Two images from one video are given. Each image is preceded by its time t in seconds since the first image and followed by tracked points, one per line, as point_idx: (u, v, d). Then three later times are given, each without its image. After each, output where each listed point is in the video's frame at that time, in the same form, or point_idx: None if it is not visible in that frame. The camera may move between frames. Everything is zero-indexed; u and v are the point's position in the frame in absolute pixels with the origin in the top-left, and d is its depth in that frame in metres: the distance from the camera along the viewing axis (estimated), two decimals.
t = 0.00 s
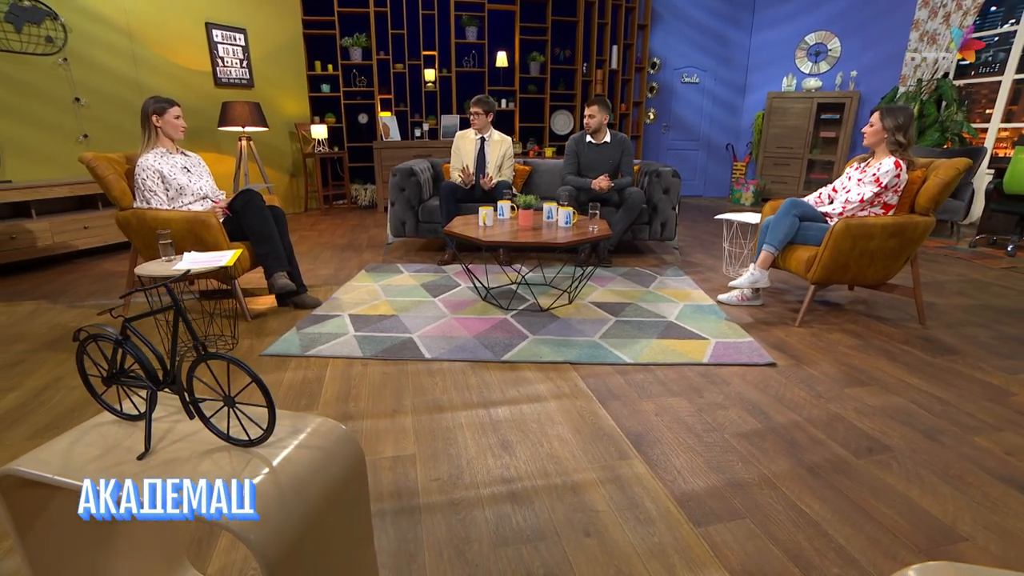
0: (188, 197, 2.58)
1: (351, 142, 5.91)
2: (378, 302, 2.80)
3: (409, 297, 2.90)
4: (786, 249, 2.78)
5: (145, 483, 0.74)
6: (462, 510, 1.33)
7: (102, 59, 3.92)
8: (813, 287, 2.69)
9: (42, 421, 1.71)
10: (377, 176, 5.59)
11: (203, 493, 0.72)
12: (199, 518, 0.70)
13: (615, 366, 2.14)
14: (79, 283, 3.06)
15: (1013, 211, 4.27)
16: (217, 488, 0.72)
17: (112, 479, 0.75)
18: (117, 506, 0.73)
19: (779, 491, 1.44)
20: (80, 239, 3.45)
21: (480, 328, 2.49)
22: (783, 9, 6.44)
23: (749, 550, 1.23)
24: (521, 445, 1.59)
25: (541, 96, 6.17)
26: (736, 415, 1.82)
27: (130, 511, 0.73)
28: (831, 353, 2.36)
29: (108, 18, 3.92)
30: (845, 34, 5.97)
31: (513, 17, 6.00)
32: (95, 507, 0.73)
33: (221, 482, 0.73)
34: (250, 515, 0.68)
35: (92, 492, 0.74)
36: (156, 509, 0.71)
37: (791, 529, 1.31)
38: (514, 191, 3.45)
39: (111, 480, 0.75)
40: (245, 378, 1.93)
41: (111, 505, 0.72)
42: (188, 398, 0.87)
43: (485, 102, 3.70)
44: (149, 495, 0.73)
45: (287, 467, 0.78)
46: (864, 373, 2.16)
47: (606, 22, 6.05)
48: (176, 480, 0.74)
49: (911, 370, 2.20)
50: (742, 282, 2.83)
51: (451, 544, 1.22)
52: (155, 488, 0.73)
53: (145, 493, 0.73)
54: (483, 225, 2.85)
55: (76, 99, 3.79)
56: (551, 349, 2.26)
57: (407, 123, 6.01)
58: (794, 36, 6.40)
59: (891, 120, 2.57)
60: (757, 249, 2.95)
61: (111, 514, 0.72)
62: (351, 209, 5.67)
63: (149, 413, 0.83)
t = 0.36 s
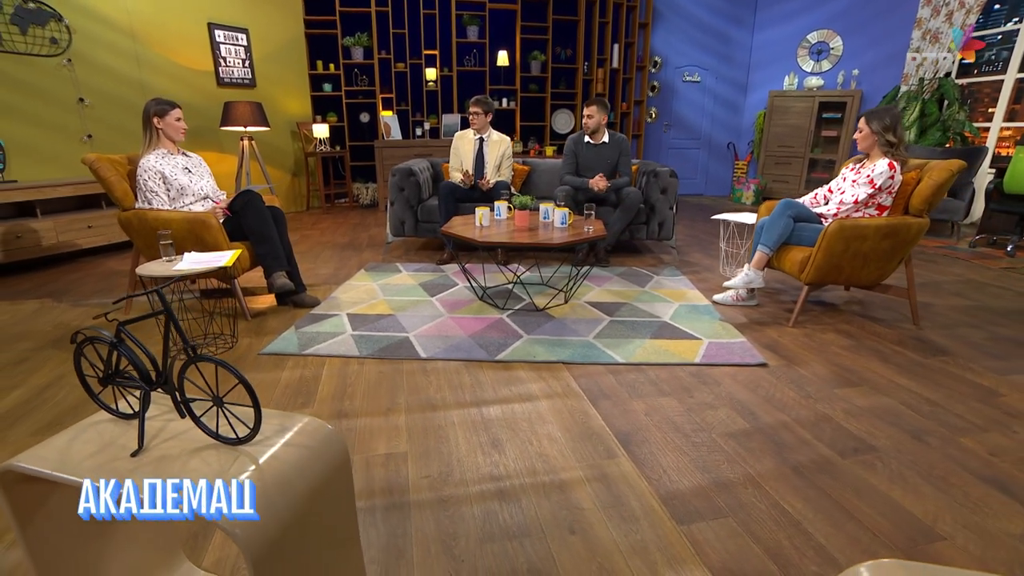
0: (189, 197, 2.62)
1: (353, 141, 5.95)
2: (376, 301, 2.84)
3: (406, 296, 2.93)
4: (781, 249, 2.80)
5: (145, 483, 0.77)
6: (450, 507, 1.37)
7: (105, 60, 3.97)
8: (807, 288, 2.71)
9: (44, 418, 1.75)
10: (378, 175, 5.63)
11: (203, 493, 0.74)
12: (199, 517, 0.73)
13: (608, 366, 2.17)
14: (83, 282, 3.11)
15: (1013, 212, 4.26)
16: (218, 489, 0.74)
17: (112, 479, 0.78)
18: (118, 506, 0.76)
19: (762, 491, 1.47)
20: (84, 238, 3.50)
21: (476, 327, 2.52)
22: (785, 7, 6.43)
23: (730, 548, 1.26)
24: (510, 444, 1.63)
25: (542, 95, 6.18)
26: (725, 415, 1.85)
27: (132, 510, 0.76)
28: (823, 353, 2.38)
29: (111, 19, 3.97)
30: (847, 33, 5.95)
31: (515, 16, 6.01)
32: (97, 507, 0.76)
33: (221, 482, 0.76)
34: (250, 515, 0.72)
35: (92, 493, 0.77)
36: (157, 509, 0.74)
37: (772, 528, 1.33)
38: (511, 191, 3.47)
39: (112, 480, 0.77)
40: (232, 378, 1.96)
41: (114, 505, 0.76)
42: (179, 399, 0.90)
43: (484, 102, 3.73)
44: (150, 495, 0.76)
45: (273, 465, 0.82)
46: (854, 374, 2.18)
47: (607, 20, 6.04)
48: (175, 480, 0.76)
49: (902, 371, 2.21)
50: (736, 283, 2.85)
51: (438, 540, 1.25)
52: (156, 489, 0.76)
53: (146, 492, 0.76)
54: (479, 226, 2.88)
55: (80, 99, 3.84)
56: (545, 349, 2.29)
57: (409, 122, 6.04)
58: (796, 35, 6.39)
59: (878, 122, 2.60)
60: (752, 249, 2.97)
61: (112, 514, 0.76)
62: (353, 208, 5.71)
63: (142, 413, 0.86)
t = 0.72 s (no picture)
0: (189, 197, 2.66)
1: (354, 138, 5.98)
2: (374, 299, 2.88)
3: (404, 294, 2.97)
4: (775, 249, 2.82)
5: (145, 483, 0.79)
6: (439, 502, 1.40)
7: (108, 59, 4.01)
8: (800, 287, 2.73)
9: (48, 414, 1.80)
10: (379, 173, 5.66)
11: (202, 493, 0.77)
12: (200, 516, 0.76)
13: (600, 364, 2.20)
14: (87, 279, 3.16)
15: (1012, 210, 4.25)
16: (218, 488, 0.77)
17: (111, 480, 0.80)
18: (119, 503, 0.80)
19: (746, 488, 1.50)
20: (87, 236, 3.55)
21: (471, 325, 2.56)
22: (786, 4, 6.42)
23: (711, 544, 1.29)
24: (500, 441, 1.66)
25: (542, 92, 6.19)
26: (714, 414, 1.88)
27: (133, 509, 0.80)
28: (815, 352, 2.40)
29: (113, 19, 4.00)
30: (849, 30, 5.93)
31: (515, 13, 6.02)
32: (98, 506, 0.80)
33: (221, 482, 0.78)
34: (249, 515, 0.77)
35: (91, 493, 0.81)
36: (157, 510, 0.78)
37: (754, 525, 1.36)
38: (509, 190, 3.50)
39: (112, 480, 0.80)
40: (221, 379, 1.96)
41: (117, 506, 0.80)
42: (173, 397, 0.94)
43: (482, 101, 3.74)
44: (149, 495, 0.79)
45: (261, 462, 0.85)
46: (845, 373, 2.20)
47: (607, 17, 6.02)
48: (175, 479, 0.79)
49: (893, 371, 2.23)
50: (730, 282, 2.88)
51: (427, 534, 1.29)
52: (156, 489, 0.79)
53: (147, 492, 0.78)
54: (476, 225, 2.91)
55: (83, 98, 3.89)
56: (539, 347, 2.32)
57: (409, 119, 6.07)
58: (798, 32, 6.38)
59: (872, 122, 2.61)
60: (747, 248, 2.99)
61: (113, 513, 0.80)
62: (354, 205, 5.75)
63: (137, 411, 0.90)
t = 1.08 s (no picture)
0: (190, 195, 2.69)
1: (355, 134, 6.01)
2: (372, 296, 2.91)
3: (402, 291, 3.01)
4: (770, 247, 2.84)
5: (144, 483, 0.82)
6: (430, 496, 1.44)
7: (110, 57, 4.04)
8: (794, 286, 2.75)
9: (52, 409, 1.84)
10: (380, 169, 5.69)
11: (202, 493, 0.81)
12: (200, 516, 0.80)
13: (593, 361, 2.24)
14: (90, 275, 3.21)
15: (1011, 208, 4.25)
16: (217, 489, 0.81)
17: (112, 480, 0.84)
18: (118, 506, 0.85)
19: (731, 484, 1.54)
20: (91, 232, 3.60)
21: (467, 323, 2.59)
22: None
23: (694, 539, 1.33)
24: (491, 437, 1.70)
25: (543, 88, 6.19)
26: (703, 411, 1.91)
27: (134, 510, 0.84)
28: (807, 350, 2.42)
29: (115, 16, 4.03)
30: (851, 25, 5.91)
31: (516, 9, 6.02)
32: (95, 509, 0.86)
33: (221, 482, 0.82)
34: (249, 515, 0.81)
35: (91, 493, 0.86)
36: (158, 509, 0.81)
37: (737, 520, 1.40)
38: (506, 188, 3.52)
39: (111, 481, 0.84)
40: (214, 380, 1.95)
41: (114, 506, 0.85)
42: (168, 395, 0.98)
43: (481, 99, 3.75)
44: (149, 495, 0.82)
45: (252, 458, 0.89)
46: (835, 372, 2.22)
47: (608, 12, 5.99)
48: (175, 480, 0.83)
49: (883, 369, 2.26)
50: (724, 280, 2.90)
51: (417, 527, 1.33)
52: (156, 489, 0.82)
53: (148, 492, 0.82)
54: (472, 223, 2.94)
55: (86, 96, 3.93)
56: (533, 344, 2.35)
57: (410, 115, 6.09)
58: (800, 27, 6.35)
59: (867, 121, 2.61)
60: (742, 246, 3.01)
61: (111, 514, 0.85)
62: (355, 201, 5.79)
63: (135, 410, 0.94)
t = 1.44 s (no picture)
0: (190, 192, 2.72)
1: (355, 129, 6.03)
2: (370, 292, 2.95)
3: (399, 287, 3.04)
4: (764, 244, 2.86)
5: (144, 482, 0.85)
6: (422, 489, 1.49)
7: (110, 53, 4.07)
8: (787, 282, 2.77)
9: (55, 404, 1.89)
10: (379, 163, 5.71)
11: (203, 493, 0.84)
12: (200, 515, 0.83)
13: (585, 357, 2.27)
14: (92, 271, 3.25)
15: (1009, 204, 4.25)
16: (217, 488, 0.84)
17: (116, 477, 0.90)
18: (114, 508, 0.93)
19: (716, 479, 1.57)
20: (93, 228, 3.64)
21: (463, 318, 2.63)
22: None
23: (676, 532, 1.37)
24: (482, 432, 1.74)
25: (542, 82, 6.18)
26: (692, 407, 1.94)
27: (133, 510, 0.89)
28: (798, 347, 2.45)
29: (114, 12, 4.04)
30: (853, 19, 5.87)
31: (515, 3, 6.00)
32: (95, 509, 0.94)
33: (221, 483, 0.85)
34: (249, 515, 0.86)
35: (92, 494, 0.95)
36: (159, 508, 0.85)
37: (719, 514, 1.43)
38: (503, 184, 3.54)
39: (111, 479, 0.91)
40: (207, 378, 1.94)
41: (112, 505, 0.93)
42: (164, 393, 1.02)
43: (479, 94, 3.76)
44: (149, 495, 0.85)
45: (244, 452, 0.93)
46: (824, 368, 2.25)
47: (608, 6, 5.97)
48: (175, 480, 0.85)
49: (872, 366, 2.28)
50: (718, 276, 2.92)
51: (408, 519, 1.37)
52: (155, 489, 0.85)
53: (148, 492, 0.84)
54: (468, 220, 2.97)
55: (86, 92, 3.96)
56: (527, 340, 2.39)
57: (410, 110, 6.09)
58: (801, 21, 6.32)
59: (862, 118, 2.62)
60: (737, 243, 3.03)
61: (110, 514, 0.93)
62: (355, 196, 5.82)
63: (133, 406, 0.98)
